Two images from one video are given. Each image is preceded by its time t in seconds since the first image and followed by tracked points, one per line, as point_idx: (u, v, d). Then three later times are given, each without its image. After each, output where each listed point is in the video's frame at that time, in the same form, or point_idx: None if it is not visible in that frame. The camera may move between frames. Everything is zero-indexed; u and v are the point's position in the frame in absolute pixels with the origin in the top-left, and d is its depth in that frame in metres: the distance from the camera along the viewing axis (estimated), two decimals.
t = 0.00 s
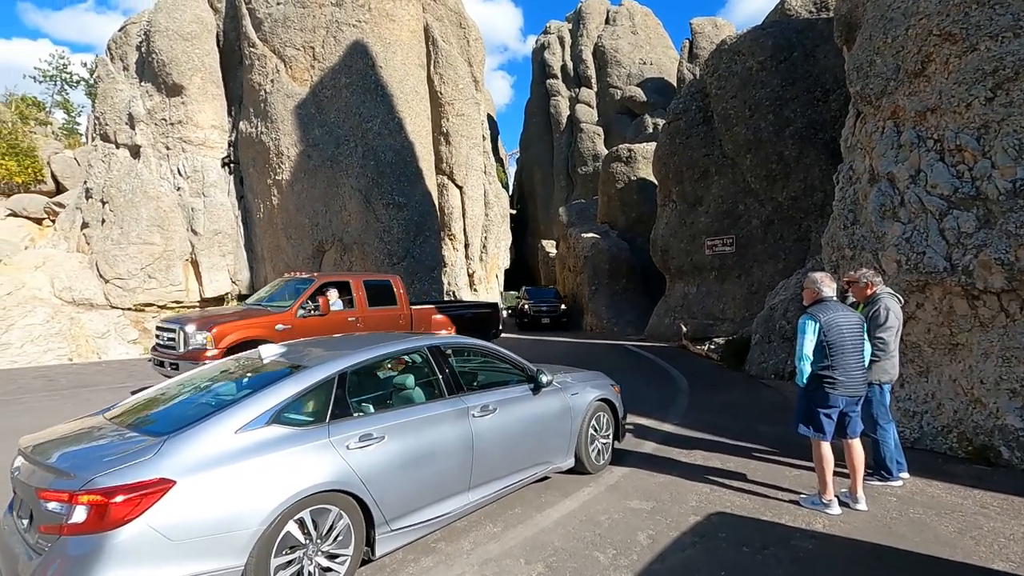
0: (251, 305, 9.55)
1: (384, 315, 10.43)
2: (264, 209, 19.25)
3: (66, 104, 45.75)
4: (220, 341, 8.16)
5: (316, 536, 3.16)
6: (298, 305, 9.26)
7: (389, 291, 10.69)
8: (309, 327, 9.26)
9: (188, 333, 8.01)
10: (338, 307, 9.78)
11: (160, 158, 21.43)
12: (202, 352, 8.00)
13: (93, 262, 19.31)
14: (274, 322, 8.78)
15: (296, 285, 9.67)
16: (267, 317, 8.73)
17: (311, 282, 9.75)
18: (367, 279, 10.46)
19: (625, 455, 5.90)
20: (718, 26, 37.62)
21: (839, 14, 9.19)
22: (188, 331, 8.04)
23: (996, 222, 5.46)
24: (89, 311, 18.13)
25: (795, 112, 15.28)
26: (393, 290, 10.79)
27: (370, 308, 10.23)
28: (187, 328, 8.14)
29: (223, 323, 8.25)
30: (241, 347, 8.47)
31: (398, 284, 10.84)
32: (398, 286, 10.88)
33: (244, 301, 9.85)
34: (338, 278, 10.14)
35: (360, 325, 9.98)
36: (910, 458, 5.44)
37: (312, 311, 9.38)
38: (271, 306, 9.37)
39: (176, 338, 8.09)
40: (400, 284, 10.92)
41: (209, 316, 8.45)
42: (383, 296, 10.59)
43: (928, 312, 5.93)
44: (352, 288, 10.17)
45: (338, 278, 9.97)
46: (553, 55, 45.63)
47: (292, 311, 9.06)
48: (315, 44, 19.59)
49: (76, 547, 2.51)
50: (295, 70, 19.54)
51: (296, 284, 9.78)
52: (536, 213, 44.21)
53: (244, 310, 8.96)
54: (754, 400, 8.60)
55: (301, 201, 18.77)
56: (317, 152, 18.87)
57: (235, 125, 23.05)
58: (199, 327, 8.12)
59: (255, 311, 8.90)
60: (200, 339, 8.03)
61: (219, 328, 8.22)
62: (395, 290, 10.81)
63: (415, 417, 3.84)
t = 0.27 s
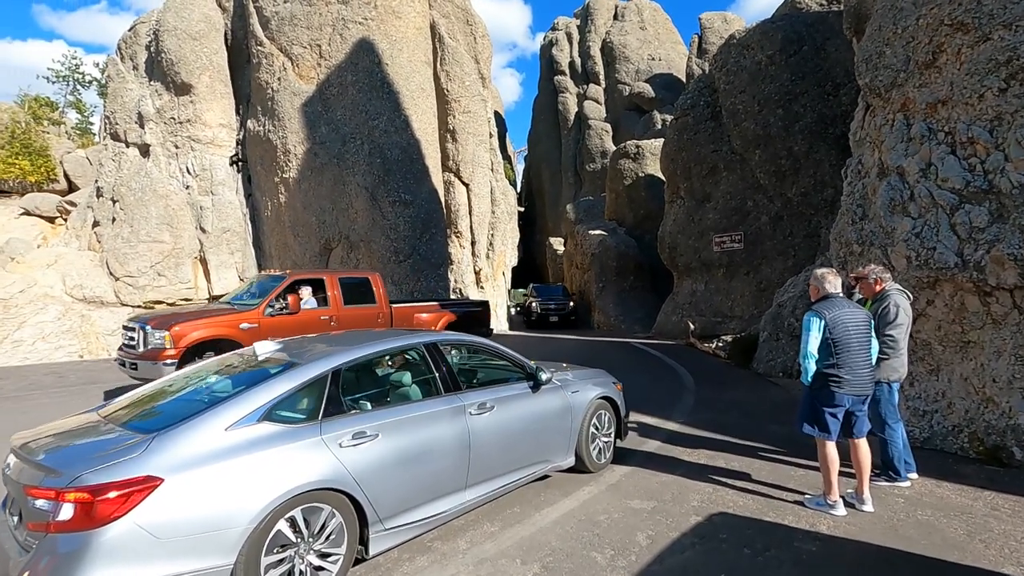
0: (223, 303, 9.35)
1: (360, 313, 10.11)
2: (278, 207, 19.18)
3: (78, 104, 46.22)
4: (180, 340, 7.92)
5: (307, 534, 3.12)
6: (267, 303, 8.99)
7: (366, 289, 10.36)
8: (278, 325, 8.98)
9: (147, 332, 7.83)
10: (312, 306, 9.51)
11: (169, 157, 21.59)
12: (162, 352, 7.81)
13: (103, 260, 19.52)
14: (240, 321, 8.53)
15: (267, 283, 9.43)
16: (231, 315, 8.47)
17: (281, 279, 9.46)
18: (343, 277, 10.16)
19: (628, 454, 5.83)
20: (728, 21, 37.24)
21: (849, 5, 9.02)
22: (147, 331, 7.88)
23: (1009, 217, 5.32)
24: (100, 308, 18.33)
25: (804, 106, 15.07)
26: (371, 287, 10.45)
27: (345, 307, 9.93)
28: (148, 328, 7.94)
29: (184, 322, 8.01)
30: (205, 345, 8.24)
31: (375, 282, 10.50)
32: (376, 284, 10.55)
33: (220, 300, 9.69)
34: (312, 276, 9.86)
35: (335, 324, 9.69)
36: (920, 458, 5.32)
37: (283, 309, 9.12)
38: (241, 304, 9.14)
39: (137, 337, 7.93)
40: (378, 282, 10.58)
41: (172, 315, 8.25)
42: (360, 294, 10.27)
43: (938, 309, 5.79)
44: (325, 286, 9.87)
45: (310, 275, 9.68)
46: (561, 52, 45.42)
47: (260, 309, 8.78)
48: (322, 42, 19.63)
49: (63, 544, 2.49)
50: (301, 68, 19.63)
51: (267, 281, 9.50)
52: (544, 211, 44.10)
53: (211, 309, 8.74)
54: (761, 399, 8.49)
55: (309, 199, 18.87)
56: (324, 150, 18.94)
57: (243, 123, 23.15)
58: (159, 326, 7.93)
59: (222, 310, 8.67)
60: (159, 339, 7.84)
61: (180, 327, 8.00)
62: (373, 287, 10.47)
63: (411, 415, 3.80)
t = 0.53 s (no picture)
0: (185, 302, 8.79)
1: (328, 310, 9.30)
2: (272, 204, 19.70)
3: (77, 102, 46.10)
4: (127, 341, 7.38)
5: (292, 535, 3.06)
6: (223, 301, 8.31)
7: (336, 287, 9.53)
8: (235, 325, 8.28)
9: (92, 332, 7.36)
10: (274, 305, 8.80)
11: (166, 155, 21.53)
12: (107, 353, 7.31)
13: (101, 258, 19.54)
14: (191, 320, 7.88)
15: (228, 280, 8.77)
16: (181, 314, 7.83)
17: (242, 277, 8.79)
18: (312, 273, 9.39)
19: (624, 453, 5.76)
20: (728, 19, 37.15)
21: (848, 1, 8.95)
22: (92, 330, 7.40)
23: (1010, 213, 5.24)
24: (97, 307, 18.30)
25: (804, 104, 15.00)
26: (342, 285, 9.60)
27: (311, 306, 9.16)
28: (93, 329, 7.49)
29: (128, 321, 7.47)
30: (156, 346, 7.72)
31: (346, 279, 9.64)
32: (347, 282, 9.67)
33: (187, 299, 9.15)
34: (277, 273, 9.15)
35: (299, 324, 8.94)
36: (918, 458, 5.25)
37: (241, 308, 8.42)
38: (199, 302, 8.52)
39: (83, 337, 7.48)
40: (350, 279, 9.74)
41: (121, 314, 7.73)
42: (329, 293, 9.46)
43: (938, 307, 5.72)
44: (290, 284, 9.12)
45: (272, 272, 8.95)
46: (561, 50, 45.33)
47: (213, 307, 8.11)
48: (319, 40, 19.57)
49: (36, 546, 2.43)
50: (299, 65, 19.60)
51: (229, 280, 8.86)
52: (544, 209, 44.02)
53: (166, 307, 8.17)
54: (760, 398, 8.42)
55: (307, 197, 18.84)
56: (322, 148, 18.90)
57: (241, 121, 23.05)
58: (104, 326, 7.42)
59: (175, 309, 8.07)
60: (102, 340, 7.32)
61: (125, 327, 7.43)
62: (344, 285, 9.61)
63: (401, 413, 3.73)
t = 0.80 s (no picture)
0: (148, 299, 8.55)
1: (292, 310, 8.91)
2: (270, 201, 19.68)
3: (78, 100, 46.04)
4: (73, 340, 7.16)
5: (281, 537, 2.96)
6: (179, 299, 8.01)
7: (304, 284, 9.14)
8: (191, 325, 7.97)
9: (38, 330, 7.18)
10: (236, 303, 8.47)
11: (167, 152, 21.45)
12: (53, 352, 7.11)
13: (101, 256, 19.56)
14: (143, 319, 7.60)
15: (189, 277, 8.46)
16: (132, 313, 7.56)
17: (202, 273, 8.46)
18: (279, 271, 9.01)
19: (625, 452, 5.65)
20: (731, 15, 36.94)
21: None
22: (38, 329, 7.21)
23: (1021, 206, 5.11)
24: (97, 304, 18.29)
25: (808, 99, 14.85)
26: (311, 282, 9.20)
27: (276, 304, 8.82)
28: (40, 327, 7.29)
29: (75, 320, 7.23)
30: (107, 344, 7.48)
31: (315, 276, 9.25)
32: (316, 279, 9.24)
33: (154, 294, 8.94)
34: (241, 269, 8.80)
35: (262, 323, 8.62)
36: (926, 458, 5.14)
37: (198, 307, 8.10)
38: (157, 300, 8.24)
39: (33, 335, 7.31)
40: (320, 276, 9.35)
41: (73, 312, 7.52)
42: (297, 291, 9.08)
43: (947, 304, 5.59)
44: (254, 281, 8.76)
45: (235, 268, 8.59)
46: (563, 47, 45.15)
47: (168, 305, 7.82)
48: (319, 36, 19.46)
49: (9, 549, 2.32)
50: (299, 62, 19.50)
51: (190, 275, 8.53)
52: (546, 207, 43.89)
53: (122, 305, 7.94)
54: (763, 396, 8.31)
55: (307, 194, 18.79)
56: (322, 145, 18.81)
57: (241, 118, 22.88)
58: (51, 324, 7.22)
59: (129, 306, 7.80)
60: (47, 339, 7.13)
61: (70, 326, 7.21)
62: (313, 281, 9.22)
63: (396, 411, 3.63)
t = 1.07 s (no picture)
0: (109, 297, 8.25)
1: (261, 309, 8.57)
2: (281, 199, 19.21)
3: (85, 98, 46.19)
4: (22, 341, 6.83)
5: (271, 547, 2.80)
6: (139, 298, 7.73)
7: (275, 282, 8.79)
8: (151, 325, 7.67)
9: None
10: (201, 302, 8.21)
11: (171, 149, 21.40)
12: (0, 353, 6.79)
13: (106, 253, 19.79)
14: (97, 319, 7.28)
15: (151, 274, 8.13)
16: (86, 313, 7.24)
17: (166, 270, 8.14)
18: (248, 268, 8.70)
19: (634, 455, 5.46)
20: (739, 10, 36.52)
21: None
22: None
23: None
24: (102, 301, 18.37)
25: (820, 93, 14.56)
26: (282, 280, 8.85)
27: (244, 303, 8.51)
28: None
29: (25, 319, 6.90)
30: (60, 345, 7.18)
31: (287, 273, 8.90)
32: (287, 276, 8.89)
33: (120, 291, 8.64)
34: (209, 266, 8.49)
35: (228, 323, 8.32)
36: (950, 462, 4.91)
37: (159, 306, 7.80)
38: (117, 298, 7.91)
39: None
40: (293, 273, 8.99)
41: (24, 310, 7.20)
42: (267, 288, 8.75)
43: (971, 301, 5.35)
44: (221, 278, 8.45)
45: (200, 265, 8.29)
46: (569, 44, 44.85)
47: (125, 305, 7.52)
48: (324, 31, 19.33)
49: None
50: (304, 58, 19.39)
51: (154, 272, 8.24)
52: (552, 204, 43.66)
53: (79, 304, 7.62)
54: (775, 396, 8.09)
55: (311, 191, 18.68)
56: (326, 141, 18.70)
57: (246, 115, 22.67)
58: None
59: (85, 305, 7.49)
60: None
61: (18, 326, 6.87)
62: (285, 279, 8.87)
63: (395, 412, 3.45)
